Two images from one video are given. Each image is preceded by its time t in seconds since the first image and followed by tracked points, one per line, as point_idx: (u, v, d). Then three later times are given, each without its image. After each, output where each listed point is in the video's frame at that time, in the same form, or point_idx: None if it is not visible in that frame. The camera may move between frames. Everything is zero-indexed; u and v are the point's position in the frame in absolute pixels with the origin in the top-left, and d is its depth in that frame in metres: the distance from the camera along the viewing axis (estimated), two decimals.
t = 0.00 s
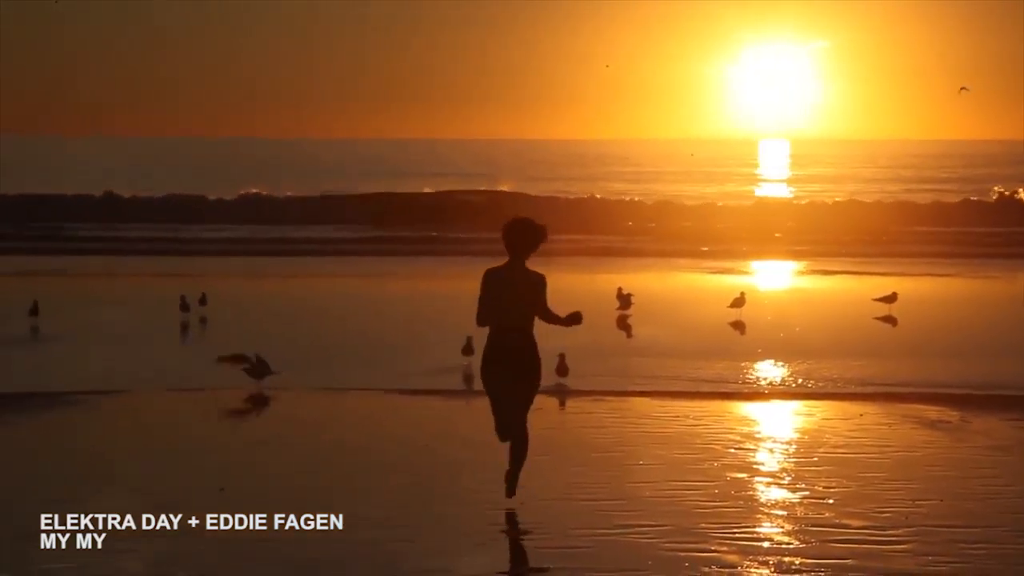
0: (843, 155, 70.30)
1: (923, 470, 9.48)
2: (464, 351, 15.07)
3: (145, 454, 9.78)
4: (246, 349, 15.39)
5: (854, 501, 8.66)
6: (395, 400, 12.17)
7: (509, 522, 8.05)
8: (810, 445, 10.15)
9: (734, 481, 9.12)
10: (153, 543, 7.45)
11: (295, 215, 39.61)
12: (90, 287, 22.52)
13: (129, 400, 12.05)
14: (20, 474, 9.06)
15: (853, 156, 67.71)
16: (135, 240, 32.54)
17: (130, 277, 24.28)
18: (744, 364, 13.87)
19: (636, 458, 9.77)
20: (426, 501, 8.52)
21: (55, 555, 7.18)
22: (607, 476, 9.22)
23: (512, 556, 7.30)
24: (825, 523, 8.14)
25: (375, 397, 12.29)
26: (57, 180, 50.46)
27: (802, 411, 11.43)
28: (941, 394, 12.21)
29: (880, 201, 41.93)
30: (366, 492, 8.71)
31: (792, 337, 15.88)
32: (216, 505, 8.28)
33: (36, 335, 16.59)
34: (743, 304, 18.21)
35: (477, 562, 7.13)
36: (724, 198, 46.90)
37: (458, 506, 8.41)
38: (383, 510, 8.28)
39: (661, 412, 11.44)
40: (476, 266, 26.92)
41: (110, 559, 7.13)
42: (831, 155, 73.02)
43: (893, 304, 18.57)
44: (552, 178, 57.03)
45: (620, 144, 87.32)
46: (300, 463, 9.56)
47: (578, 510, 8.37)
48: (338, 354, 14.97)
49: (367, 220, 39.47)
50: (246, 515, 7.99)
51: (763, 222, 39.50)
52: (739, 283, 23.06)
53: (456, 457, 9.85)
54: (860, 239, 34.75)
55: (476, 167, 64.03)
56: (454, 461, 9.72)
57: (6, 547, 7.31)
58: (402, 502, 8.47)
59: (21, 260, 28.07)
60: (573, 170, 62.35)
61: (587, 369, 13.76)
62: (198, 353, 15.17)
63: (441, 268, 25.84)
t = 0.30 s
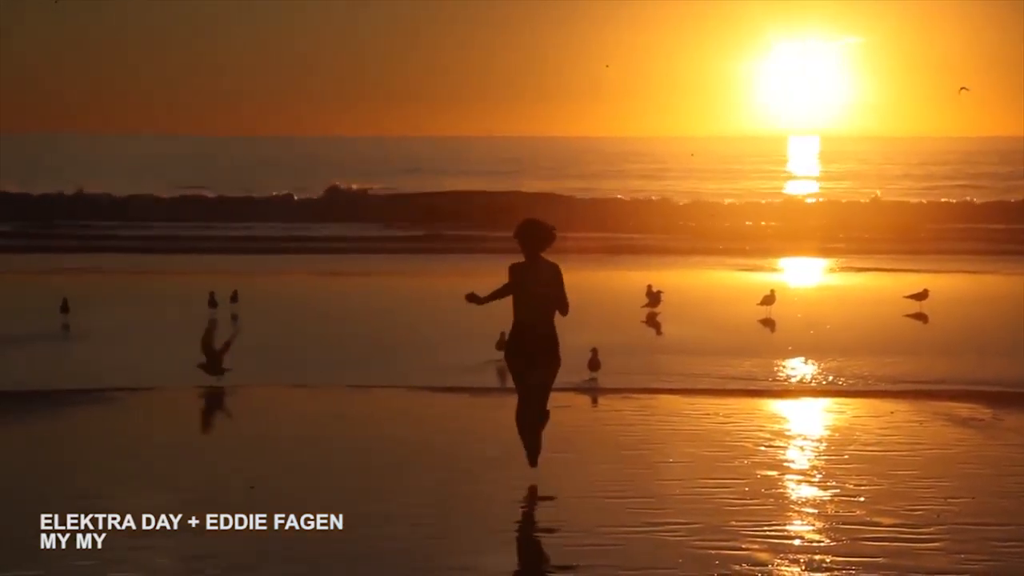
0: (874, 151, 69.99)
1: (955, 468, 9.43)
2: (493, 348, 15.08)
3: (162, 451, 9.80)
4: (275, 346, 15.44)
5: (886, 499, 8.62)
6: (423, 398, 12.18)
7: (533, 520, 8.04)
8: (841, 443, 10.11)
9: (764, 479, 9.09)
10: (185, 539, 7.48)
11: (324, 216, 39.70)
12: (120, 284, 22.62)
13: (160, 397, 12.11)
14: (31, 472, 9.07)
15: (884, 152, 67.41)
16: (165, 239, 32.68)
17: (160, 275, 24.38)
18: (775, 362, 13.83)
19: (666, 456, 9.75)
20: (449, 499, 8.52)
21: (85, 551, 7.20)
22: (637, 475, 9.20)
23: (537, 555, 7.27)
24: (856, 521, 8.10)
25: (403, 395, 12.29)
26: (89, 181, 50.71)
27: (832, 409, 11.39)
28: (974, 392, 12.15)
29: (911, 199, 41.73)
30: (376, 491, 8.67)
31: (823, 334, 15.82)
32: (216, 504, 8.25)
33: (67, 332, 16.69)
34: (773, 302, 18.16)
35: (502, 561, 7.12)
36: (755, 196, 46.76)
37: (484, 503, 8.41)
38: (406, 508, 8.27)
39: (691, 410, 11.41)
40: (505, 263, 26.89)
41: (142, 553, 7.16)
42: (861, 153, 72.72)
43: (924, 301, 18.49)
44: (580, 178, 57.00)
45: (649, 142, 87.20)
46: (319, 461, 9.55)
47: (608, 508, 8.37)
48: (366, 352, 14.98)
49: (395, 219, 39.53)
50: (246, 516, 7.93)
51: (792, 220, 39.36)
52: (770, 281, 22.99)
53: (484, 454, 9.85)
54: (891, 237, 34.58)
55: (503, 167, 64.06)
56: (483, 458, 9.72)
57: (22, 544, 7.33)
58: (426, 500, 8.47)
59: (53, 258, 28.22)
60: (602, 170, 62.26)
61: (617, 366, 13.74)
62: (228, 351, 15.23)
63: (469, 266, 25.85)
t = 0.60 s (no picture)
0: (897, 151, 69.79)
1: (980, 468, 9.38)
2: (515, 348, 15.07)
3: (176, 450, 9.82)
4: (298, 346, 15.47)
5: (912, 499, 8.58)
6: (447, 397, 12.18)
7: (556, 519, 8.03)
8: (865, 443, 10.08)
9: (788, 479, 9.06)
10: (209, 539, 7.48)
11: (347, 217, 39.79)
12: (143, 283, 22.69)
13: (183, 396, 12.13)
14: (48, 471, 9.09)
15: (907, 154, 67.24)
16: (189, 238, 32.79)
17: (184, 274, 24.45)
18: (798, 362, 13.80)
19: (689, 456, 9.72)
20: (471, 498, 8.50)
21: (106, 551, 7.20)
22: (660, 475, 9.18)
23: (558, 555, 7.25)
24: (880, 521, 8.07)
25: (427, 395, 12.30)
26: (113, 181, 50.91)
27: (856, 409, 11.35)
28: (997, 392, 12.10)
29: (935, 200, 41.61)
30: (396, 490, 8.66)
31: (846, 334, 15.80)
32: (232, 503, 8.24)
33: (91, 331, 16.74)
34: (796, 303, 18.12)
35: (524, 561, 7.11)
36: (777, 197, 46.67)
37: (508, 503, 8.40)
38: (428, 507, 8.26)
39: (714, 410, 11.38)
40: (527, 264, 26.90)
41: (164, 553, 7.17)
42: (884, 153, 72.55)
43: (948, 301, 18.43)
44: (602, 179, 57.01)
45: (672, 143, 87.12)
46: (338, 461, 9.54)
47: (633, 508, 8.33)
48: (387, 351, 15.00)
49: (417, 220, 39.60)
50: (246, 516, 7.92)
51: (815, 220, 39.28)
52: (792, 281, 22.96)
53: (507, 454, 9.84)
54: (914, 237, 34.49)
55: (525, 166, 64.11)
56: (507, 457, 9.71)
57: (37, 544, 7.33)
58: (449, 499, 8.46)
59: (78, 257, 28.33)
60: (625, 172, 62.25)
61: (639, 365, 13.72)
62: (251, 350, 15.25)
63: (491, 267, 25.85)
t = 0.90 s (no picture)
0: (919, 152, 69.55)
1: (1003, 470, 9.34)
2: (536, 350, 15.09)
3: (189, 451, 9.87)
4: (318, 347, 15.52)
5: (934, 501, 8.54)
6: (466, 399, 12.19)
7: (572, 521, 8.02)
8: (887, 445, 10.06)
9: (809, 481, 9.04)
10: (226, 539, 7.51)
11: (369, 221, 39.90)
12: (165, 286, 22.78)
13: (208, 398, 12.17)
14: (76, 473, 9.13)
15: (929, 154, 67.01)
16: (212, 241, 32.94)
17: (207, 277, 24.56)
18: (819, 364, 13.78)
19: (709, 458, 9.70)
20: (489, 499, 8.51)
21: (129, 553, 7.23)
22: (679, 476, 9.16)
23: (576, 557, 7.25)
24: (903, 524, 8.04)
25: (446, 396, 12.31)
26: (137, 185, 51.12)
27: (877, 411, 11.32)
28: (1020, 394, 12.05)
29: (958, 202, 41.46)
30: (420, 492, 8.69)
31: (867, 336, 15.76)
32: (258, 505, 8.26)
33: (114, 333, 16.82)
34: (817, 305, 18.08)
35: (544, 562, 7.12)
36: (798, 199, 46.56)
37: (530, 505, 8.40)
38: (452, 508, 8.27)
39: (735, 412, 11.36)
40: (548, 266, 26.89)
41: (188, 554, 7.19)
42: (906, 153, 72.34)
43: (970, 302, 18.37)
44: (622, 183, 56.97)
45: (693, 145, 87.02)
46: (364, 462, 9.57)
47: (654, 511, 8.31)
48: (405, 353, 15.01)
49: (437, 223, 39.67)
50: (246, 515, 7.95)
51: (836, 223, 39.19)
52: (812, 282, 22.91)
53: (531, 455, 9.86)
54: (936, 239, 34.36)
55: (546, 172, 64.12)
56: (529, 458, 9.72)
57: (62, 545, 7.37)
58: (473, 501, 8.47)
59: (101, 259, 28.47)
60: (645, 176, 62.22)
61: (659, 367, 13.71)
62: (273, 351, 15.31)
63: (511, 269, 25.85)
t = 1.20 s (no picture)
0: (937, 156, 69.42)
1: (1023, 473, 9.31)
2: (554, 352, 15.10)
3: (201, 454, 9.95)
4: (331, 351, 15.57)
5: (953, 503, 8.53)
6: (484, 402, 12.21)
7: (585, 522, 8.06)
8: (905, 447, 10.03)
9: (827, 484, 9.03)
10: (233, 540, 7.59)
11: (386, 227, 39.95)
12: (181, 290, 22.87)
13: (228, 402, 12.21)
14: (99, 476, 9.21)
15: (948, 158, 66.86)
16: (230, 246, 33.02)
17: (225, 281, 24.63)
18: (837, 366, 13.77)
19: (727, 461, 9.70)
20: (502, 501, 8.56)
21: (144, 555, 7.29)
22: (696, 479, 9.17)
23: (585, 557, 7.31)
24: (921, 526, 8.03)
25: (464, 399, 12.33)
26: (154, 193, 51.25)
27: (895, 413, 11.30)
28: None
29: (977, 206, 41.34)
30: (439, 494, 8.71)
31: (885, 338, 15.75)
32: (277, 508, 8.31)
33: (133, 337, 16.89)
34: (835, 307, 18.06)
35: (559, 564, 7.16)
36: (815, 202, 46.49)
37: (548, 506, 8.43)
38: (470, 511, 8.30)
39: (752, 414, 11.35)
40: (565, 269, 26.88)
41: (205, 557, 7.23)
42: (925, 156, 72.14)
43: (988, 305, 18.33)
44: (639, 185, 56.93)
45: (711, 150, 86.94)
46: (385, 465, 9.60)
47: (671, 513, 8.31)
48: (419, 357, 15.04)
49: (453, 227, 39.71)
50: (247, 516, 8.04)
51: (855, 226, 39.14)
52: (829, 285, 22.91)
53: (550, 457, 9.87)
54: (955, 242, 34.30)
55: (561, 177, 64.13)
56: (547, 461, 9.73)
57: (81, 548, 7.43)
58: (492, 504, 8.50)
59: (120, 264, 28.58)
60: (662, 180, 62.23)
61: (676, 371, 13.72)
62: (291, 355, 15.33)
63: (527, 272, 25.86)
